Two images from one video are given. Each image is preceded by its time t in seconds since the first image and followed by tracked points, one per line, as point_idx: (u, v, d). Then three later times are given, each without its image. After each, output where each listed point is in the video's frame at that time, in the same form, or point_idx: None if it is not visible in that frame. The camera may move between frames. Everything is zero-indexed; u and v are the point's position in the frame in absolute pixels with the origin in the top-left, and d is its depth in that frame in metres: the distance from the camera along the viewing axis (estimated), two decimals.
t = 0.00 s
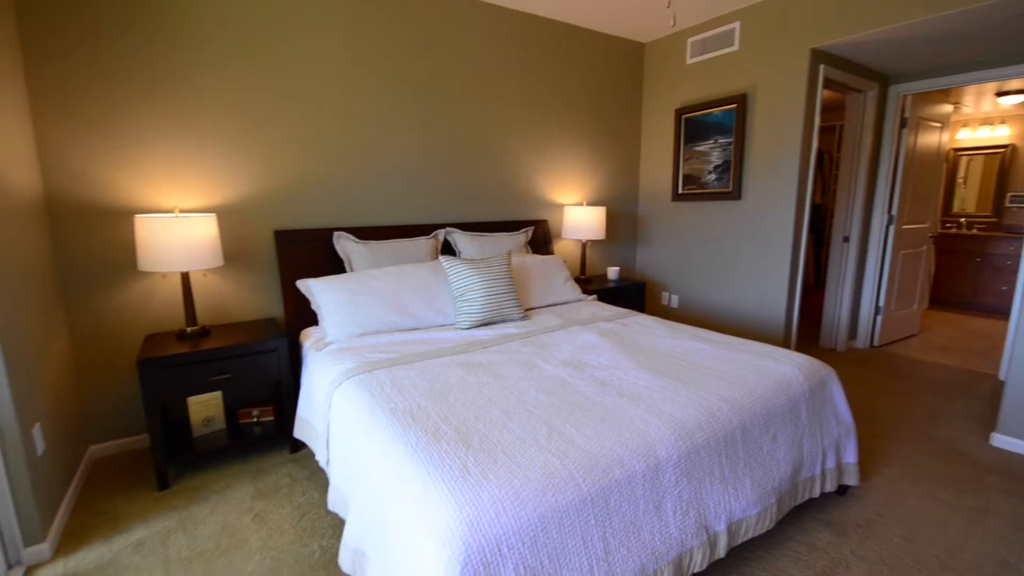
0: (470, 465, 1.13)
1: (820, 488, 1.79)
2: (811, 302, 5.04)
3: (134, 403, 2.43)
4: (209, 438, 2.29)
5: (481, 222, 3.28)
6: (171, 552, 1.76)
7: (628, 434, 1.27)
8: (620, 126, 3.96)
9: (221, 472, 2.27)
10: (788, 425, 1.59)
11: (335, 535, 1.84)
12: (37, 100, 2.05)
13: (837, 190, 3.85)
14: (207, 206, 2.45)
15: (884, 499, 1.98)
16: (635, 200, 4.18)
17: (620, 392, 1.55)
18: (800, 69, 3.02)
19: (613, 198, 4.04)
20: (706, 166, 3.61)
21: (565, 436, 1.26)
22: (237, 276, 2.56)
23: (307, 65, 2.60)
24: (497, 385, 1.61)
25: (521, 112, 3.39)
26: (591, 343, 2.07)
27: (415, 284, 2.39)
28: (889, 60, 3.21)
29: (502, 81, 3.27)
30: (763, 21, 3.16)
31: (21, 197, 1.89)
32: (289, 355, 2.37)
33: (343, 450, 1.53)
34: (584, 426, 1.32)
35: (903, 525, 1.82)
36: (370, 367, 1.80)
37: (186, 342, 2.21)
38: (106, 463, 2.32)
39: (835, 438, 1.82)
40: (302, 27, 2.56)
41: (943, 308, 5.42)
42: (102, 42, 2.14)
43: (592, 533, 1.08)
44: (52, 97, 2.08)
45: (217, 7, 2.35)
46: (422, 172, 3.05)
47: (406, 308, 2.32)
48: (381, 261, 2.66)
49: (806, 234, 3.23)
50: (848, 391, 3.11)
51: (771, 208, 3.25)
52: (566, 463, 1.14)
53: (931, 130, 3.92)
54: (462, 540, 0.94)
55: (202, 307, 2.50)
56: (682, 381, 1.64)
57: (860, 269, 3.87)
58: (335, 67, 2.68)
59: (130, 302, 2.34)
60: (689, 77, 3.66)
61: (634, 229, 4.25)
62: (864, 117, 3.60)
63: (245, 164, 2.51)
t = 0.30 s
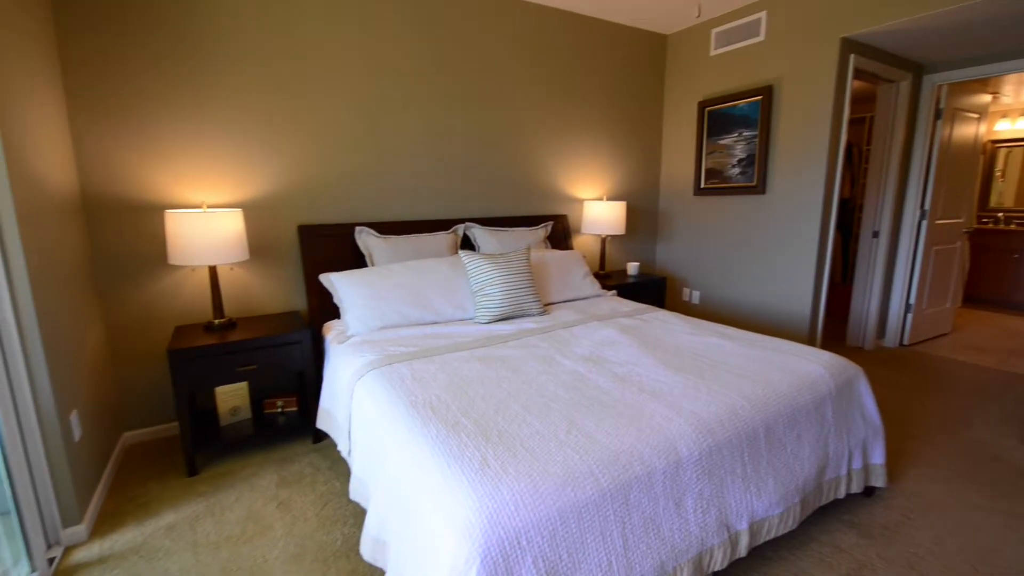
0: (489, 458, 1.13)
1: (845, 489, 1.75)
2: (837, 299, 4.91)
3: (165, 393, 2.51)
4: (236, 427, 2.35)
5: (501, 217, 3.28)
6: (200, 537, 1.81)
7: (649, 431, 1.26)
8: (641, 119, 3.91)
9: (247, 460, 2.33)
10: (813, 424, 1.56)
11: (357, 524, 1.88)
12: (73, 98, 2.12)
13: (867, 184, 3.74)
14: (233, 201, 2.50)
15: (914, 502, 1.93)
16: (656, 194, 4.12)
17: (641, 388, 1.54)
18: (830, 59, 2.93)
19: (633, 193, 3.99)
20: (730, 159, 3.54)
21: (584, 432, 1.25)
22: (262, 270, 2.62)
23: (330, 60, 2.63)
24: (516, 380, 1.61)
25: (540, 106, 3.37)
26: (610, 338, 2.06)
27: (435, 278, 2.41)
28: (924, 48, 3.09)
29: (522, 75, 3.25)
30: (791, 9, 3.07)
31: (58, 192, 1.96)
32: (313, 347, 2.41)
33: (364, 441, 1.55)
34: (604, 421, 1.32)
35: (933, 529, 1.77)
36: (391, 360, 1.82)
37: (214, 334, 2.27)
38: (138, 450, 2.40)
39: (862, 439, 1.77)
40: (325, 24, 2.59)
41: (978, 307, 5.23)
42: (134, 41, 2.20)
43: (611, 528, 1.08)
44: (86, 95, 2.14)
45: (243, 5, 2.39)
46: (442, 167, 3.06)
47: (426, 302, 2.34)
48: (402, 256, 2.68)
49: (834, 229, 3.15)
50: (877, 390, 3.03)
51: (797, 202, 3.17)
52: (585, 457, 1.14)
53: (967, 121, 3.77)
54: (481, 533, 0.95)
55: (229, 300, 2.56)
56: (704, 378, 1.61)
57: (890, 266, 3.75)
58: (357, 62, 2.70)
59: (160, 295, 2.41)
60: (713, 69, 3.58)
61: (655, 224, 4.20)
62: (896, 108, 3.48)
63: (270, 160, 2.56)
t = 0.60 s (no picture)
0: (509, 452, 1.14)
1: (873, 492, 1.70)
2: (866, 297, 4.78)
3: (194, 383, 2.58)
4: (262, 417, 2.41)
5: (521, 212, 3.27)
6: (227, 523, 1.86)
7: (670, 429, 1.25)
8: (664, 113, 3.85)
9: (272, 450, 2.39)
10: (840, 424, 1.52)
11: (378, 514, 1.91)
12: (108, 97, 2.18)
13: (899, 179, 3.62)
14: (259, 196, 2.55)
15: (946, 507, 1.87)
16: (678, 189, 4.06)
17: (661, 385, 1.53)
18: (862, 50, 2.84)
19: (655, 188, 3.94)
20: (755, 154, 3.47)
21: (605, 428, 1.25)
22: (287, 264, 2.67)
23: (353, 57, 2.65)
24: (536, 375, 1.61)
25: (562, 100, 3.34)
26: (631, 334, 2.04)
27: (455, 273, 2.42)
28: (962, 37, 2.97)
29: (544, 69, 3.23)
30: None
31: (93, 188, 2.02)
32: (336, 340, 2.45)
33: (385, 432, 1.57)
34: (625, 418, 1.30)
35: (966, 535, 1.71)
36: (411, 353, 1.83)
37: (240, 326, 2.32)
38: (168, 437, 2.48)
39: (891, 441, 1.72)
40: (348, 20, 2.61)
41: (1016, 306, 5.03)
42: (165, 40, 2.25)
43: (631, 525, 1.07)
44: (120, 93, 2.21)
45: (269, 3, 2.42)
46: (463, 162, 3.07)
47: (447, 297, 2.35)
48: (423, 251, 2.70)
49: (863, 226, 3.06)
50: (907, 391, 2.94)
51: (825, 197, 3.09)
52: (605, 454, 1.14)
53: (1008, 112, 3.61)
54: (501, 526, 0.96)
55: (255, 293, 2.62)
56: (726, 376, 1.59)
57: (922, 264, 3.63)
58: (380, 58, 2.72)
59: (190, 287, 2.48)
60: (739, 61, 3.51)
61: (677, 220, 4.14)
62: (931, 100, 3.36)
63: (294, 156, 2.60)
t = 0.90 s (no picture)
0: (530, 448, 1.14)
1: (904, 498, 1.65)
2: (900, 297, 4.62)
3: (223, 373, 2.66)
4: (288, 407, 2.46)
5: (543, 208, 3.26)
6: (254, 510, 1.92)
7: (694, 429, 1.23)
8: (690, 107, 3.77)
9: (297, 439, 2.44)
10: (870, 428, 1.48)
11: (399, 505, 1.94)
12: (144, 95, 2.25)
13: (938, 175, 3.48)
14: (286, 191, 2.60)
15: (982, 516, 1.80)
16: (704, 186, 3.99)
17: (685, 384, 1.50)
18: (900, 41, 2.73)
19: (680, 184, 3.88)
20: (785, 149, 3.38)
21: (627, 426, 1.24)
22: (312, 258, 2.71)
23: (378, 53, 2.67)
24: (558, 371, 1.61)
25: (586, 96, 3.31)
26: (654, 332, 2.02)
27: (477, 269, 2.43)
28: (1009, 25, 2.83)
29: (568, 64, 3.20)
30: None
31: (129, 183, 2.10)
32: (359, 333, 2.49)
33: (408, 425, 1.60)
34: (647, 416, 1.29)
35: (1003, 546, 1.65)
36: (433, 348, 1.85)
37: (267, 319, 2.38)
38: (198, 425, 2.56)
39: (925, 446, 1.67)
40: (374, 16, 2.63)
41: None
42: (197, 39, 2.31)
43: (652, 525, 1.06)
44: (155, 91, 2.27)
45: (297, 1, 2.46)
46: (485, 157, 3.07)
47: (469, 292, 2.36)
48: (445, 246, 2.72)
49: (898, 223, 2.96)
50: (942, 395, 2.84)
51: (858, 194, 3.00)
52: (627, 452, 1.13)
53: None
54: (522, 520, 0.96)
55: (281, 287, 2.68)
56: (752, 376, 1.56)
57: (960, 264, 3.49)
58: (404, 54, 2.73)
59: (220, 280, 2.55)
60: (769, 54, 3.41)
61: (702, 217, 4.06)
62: (974, 92, 3.22)
63: (320, 152, 2.63)
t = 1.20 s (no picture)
0: (553, 445, 1.14)
1: (939, 507, 1.59)
2: (937, 299, 4.44)
3: (253, 364, 2.73)
4: (314, 399, 2.52)
5: (567, 205, 3.24)
6: (281, 499, 1.96)
7: (720, 430, 1.21)
8: (719, 102, 3.70)
9: (322, 431, 2.50)
10: (904, 434, 1.43)
11: (421, 498, 1.96)
12: (180, 93, 2.32)
13: (981, 172, 3.33)
14: (314, 188, 2.65)
15: None
16: (732, 182, 3.90)
17: (711, 385, 1.48)
18: (943, 31, 2.62)
19: (707, 180, 3.80)
20: (818, 144, 3.28)
21: (651, 426, 1.23)
22: (339, 254, 2.76)
23: (404, 50, 2.69)
24: (580, 369, 1.60)
25: (612, 91, 3.27)
26: (679, 332, 1.99)
27: (499, 266, 2.43)
28: None
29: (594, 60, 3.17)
30: None
31: (166, 180, 2.17)
32: (384, 327, 2.53)
33: (431, 419, 1.61)
34: (671, 417, 1.28)
35: None
36: (456, 344, 1.86)
37: (295, 313, 2.43)
38: (228, 414, 2.65)
39: (963, 455, 1.61)
40: (400, 13, 2.64)
41: None
42: (230, 38, 2.37)
43: (676, 526, 1.05)
44: (190, 89, 2.34)
45: None
46: (509, 154, 3.06)
47: (491, 289, 2.37)
48: (469, 243, 2.73)
49: (937, 222, 2.84)
50: (981, 402, 2.72)
51: (895, 191, 2.89)
52: (651, 452, 1.12)
53: None
54: (544, 516, 0.96)
55: (308, 281, 2.73)
56: (780, 377, 1.53)
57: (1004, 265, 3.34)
58: (430, 50, 2.74)
59: (250, 274, 2.61)
60: (802, 46, 3.32)
61: (729, 214, 3.98)
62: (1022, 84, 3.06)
63: (347, 149, 2.67)
